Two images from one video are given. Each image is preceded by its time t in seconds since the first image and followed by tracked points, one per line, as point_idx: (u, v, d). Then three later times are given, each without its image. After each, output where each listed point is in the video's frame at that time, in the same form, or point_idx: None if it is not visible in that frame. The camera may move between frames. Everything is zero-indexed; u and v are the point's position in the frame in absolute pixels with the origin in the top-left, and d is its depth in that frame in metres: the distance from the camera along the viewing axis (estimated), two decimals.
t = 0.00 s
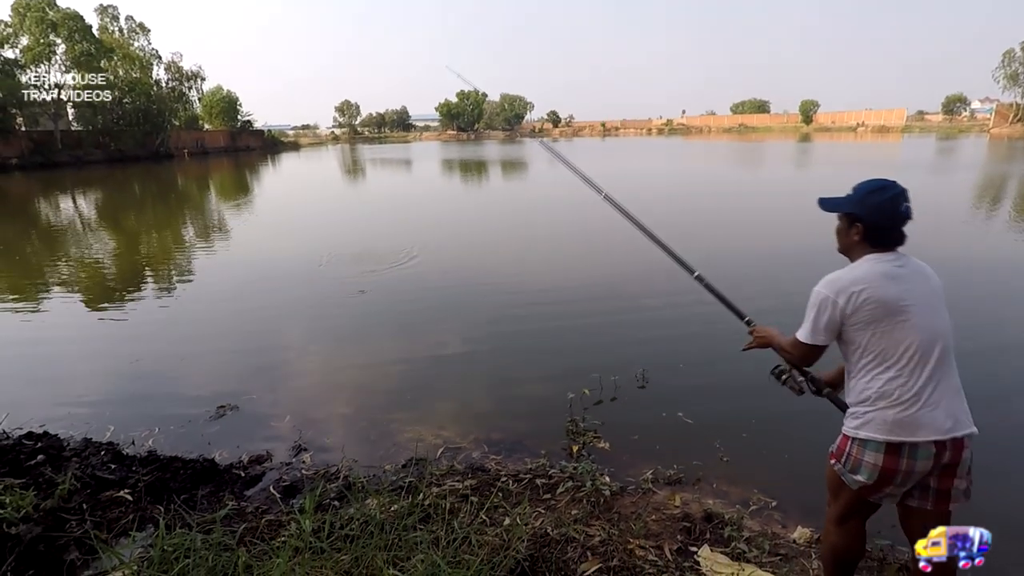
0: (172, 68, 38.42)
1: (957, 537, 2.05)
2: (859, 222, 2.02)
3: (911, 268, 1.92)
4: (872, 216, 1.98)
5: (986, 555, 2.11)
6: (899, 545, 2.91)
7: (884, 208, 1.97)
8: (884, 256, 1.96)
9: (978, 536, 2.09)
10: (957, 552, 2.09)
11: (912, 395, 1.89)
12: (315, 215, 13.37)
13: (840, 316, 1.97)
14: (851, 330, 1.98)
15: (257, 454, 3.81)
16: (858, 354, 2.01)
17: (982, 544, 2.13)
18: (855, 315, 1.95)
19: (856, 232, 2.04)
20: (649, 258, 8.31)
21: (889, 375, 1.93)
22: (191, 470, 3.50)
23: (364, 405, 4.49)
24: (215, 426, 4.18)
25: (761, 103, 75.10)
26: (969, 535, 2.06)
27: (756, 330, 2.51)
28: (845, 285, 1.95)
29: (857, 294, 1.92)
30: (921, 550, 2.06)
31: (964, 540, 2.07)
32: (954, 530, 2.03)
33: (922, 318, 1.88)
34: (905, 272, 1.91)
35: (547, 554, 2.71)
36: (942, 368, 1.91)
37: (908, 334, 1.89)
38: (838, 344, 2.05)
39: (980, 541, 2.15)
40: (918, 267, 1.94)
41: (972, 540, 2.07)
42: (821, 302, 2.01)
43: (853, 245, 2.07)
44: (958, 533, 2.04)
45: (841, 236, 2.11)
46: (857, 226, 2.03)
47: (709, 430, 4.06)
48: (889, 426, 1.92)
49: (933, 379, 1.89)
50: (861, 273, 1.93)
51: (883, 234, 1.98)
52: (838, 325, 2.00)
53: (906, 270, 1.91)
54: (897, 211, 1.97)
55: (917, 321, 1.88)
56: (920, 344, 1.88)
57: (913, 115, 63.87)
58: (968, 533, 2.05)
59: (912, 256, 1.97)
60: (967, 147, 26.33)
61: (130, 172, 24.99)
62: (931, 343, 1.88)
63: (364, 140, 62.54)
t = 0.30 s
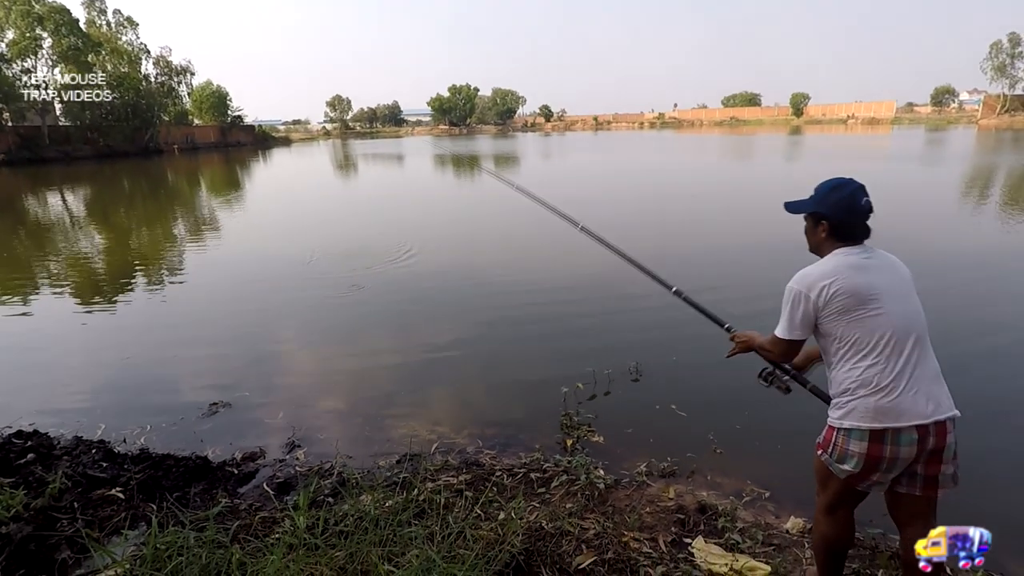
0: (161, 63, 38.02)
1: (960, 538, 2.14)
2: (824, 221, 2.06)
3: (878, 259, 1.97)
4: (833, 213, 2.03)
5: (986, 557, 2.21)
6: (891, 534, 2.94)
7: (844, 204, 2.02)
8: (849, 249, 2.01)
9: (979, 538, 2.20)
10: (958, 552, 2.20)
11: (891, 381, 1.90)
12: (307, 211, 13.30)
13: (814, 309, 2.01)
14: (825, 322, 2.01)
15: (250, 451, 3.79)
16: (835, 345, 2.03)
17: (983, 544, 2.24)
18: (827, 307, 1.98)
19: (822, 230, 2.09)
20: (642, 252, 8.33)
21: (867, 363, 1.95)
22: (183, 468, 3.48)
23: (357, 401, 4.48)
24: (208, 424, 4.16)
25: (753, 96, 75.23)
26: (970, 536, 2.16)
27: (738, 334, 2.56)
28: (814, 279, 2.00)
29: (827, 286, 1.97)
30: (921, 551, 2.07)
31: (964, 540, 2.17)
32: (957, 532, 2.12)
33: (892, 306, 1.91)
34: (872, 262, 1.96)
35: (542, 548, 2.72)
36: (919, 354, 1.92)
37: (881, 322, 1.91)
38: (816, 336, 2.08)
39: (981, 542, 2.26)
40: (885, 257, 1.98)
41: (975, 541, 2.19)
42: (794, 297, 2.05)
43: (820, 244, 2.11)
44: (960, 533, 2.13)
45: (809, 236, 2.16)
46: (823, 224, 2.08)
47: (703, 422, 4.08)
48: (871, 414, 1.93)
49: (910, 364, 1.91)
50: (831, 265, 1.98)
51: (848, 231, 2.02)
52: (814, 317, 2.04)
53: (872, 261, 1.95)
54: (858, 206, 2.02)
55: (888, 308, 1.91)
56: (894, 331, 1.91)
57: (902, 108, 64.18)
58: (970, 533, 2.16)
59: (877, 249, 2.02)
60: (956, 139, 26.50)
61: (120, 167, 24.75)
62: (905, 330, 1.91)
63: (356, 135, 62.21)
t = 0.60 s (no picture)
0: (154, 60, 37.79)
1: (958, 538, 2.20)
2: (804, 223, 2.08)
3: (861, 256, 1.99)
4: (812, 214, 2.05)
5: (985, 557, 2.27)
6: (886, 529, 2.96)
7: (822, 205, 2.05)
8: (831, 249, 2.03)
9: (977, 537, 2.27)
10: (958, 552, 2.26)
11: (882, 377, 1.91)
12: (303, 209, 13.25)
13: (801, 309, 2.03)
14: (813, 321, 2.03)
15: (246, 450, 3.78)
16: (825, 344, 2.05)
17: (982, 545, 2.32)
18: (814, 307, 2.00)
19: (803, 232, 2.11)
20: (638, 249, 8.32)
21: (857, 359, 1.96)
22: (179, 466, 3.47)
23: (353, 399, 4.47)
24: (203, 422, 4.15)
25: (748, 93, 75.31)
26: (969, 536, 2.23)
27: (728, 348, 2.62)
28: (800, 279, 2.01)
29: (813, 285, 1.98)
30: (921, 550, 2.08)
31: (964, 540, 2.24)
32: (955, 532, 2.18)
33: (879, 302, 1.93)
34: (855, 260, 1.97)
35: (538, 545, 2.72)
36: (909, 347, 1.94)
37: (868, 319, 1.93)
38: (804, 336, 2.09)
39: (980, 543, 2.33)
40: (868, 254, 2.00)
41: (973, 542, 2.26)
42: (780, 298, 2.06)
43: (804, 245, 2.13)
44: (960, 533, 2.19)
45: (792, 238, 2.18)
46: (803, 226, 2.10)
47: (699, 419, 4.09)
48: (866, 410, 1.94)
49: (901, 358, 1.92)
50: (814, 266, 2.00)
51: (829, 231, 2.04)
52: (801, 318, 2.05)
53: (855, 258, 1.97)
54: (836, 206, 2.04)
55: (874, 304, 1.92)
56: (882, 326, 1.92)
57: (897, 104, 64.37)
58: (969, 534, 2.22)
59: (859, 246, 2.03)
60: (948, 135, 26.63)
61: (113, 166, 24.61)
62: (893, 325, 1.92)
63: (351, 133, 62.03)
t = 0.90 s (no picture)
0: (150, 57, 37.64)
1: (957, 538, 2.20)
2: (801, 224, 2.09)
3: (860, 257, 2.00)
4: (810, 215, 2.06)
5: (985, 557, 2.26)
6: (882, 528, 2.97)
7: (819, 206, 2.05)
8: (829, 250, 2.05)
9: (978, 537, 2.26)
10: (958, 553, 2.25)
11: (883, 377, 1.92)
12: (299, 206, 13.23)
13: (801, 311, 2.04)
14: (812, 322, 2.04)
15: (242, 448, 3.78)
16: (825, 345, 2.05)
17: (982, 544, 2.30)
18: (813, 308, 2.01)
19: (800, 233, 2.11)
20: (635, 247, 8.33)
21: (858, 360, 1.97)
22: (175, 464, 3.46)
23: (350, 397, 4.46)
24: (199, 420, 4.14)
25: (745, 92, 75.33)
26: (969, 536, 2.22)
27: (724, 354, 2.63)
28: (799, 281, 2.03)
29: (812, 287, 2.00)
30: (921, 550, 2.09)
31: (964, 540, 2.23)
32: (954, 532, 2.18)
33: (878, 303, 1.94)
34: (854, 261, 1.99)
35: (535, 543, 2.73)
36: (910, 347, 1.94)
37: (868, 319, 1.94)
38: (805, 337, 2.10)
39: (981, 542, 2.32)
40: (866, 256, 2.01)
41: (974, 541, 2.25)
42: (779, 300, 2.07)
43: (802, 247, 2.13)
44: (960, 533, 2.19)
45: (790, 239, 2.19)
46: (801, 227, 2.10)
47: (695, 417, 4.09)
48: (867, 411, 1.94)
49: (902, 359, 1.93)
50: (812, 267, 2.01)
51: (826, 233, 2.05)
52: (800, 319, 2.07)
53: (853, 259, 1.98)
54: (833, 207, 2.04)
55: (874, 305, 1.93)
56: (882, 326, 1.93)
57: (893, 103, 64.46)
58: (969, 534, 2.21)
59: (857, 247, 2.04)
60: (943, 134, 26.75)
61: (109, 162, 24.53)
62: (893, 325, 1.93)
63: (349, 131, 61.90)
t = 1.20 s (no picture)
0: (145, 58, 37.46)
1: (957, 538, 2.22)
2: (823, 217, 2.05)
3: (882, 257, 1.96)
4: (833, 209, 2.02)
5: (985, 557, 2.28)
6: (878, 526, 2.97)
7: (842, 199, 2.02)
8: (850, 246, 2.01)
9: (978, 537, 2.28)
10: (958, 553, 2.27)
11: (896, 382, 1.92)
12: (295, 207, 13.19)
13: (818, 310, 2.01)
14: (828, 322, 2.01)
15: (239, 450, 3.77)
16: (838, 345, 2.04)
17: (982, 545, 2.32)
18: (830, 308, 1.98)
19: (821, 226, 2.08)
20: (632, 247, 8.34)
21: (872, 363, 1.96)
22: (171, 467, 3.45)
23: (347, 399, 4.45)
24: (195, 423, 4.12)
25: (740, 91, 75.55)
26: (969, 536, 2.25)
27: (733, 336, 2.61)
28: (818, 279, 1.99)
29: (830, 286, 1.96)
30: (921, 550, 2.10)
31: (964, 540, 2.25)
32: (954, 532, 2.20)
33: (896, 306, 1.92)
34: (876, 261, 1.95)
35: (533, 544, 2.73)
36: (924, 352, 1.94)
37: (886, 322, 1.92)
38: (819, 336, 2.07)
39: (981, 543, 2.33)
40: (888, 255, 1.97)
41: (973, 542, 2.28)
42: (796, 296, 2.04)
43: (822, 241, 2.10)
44: (960, 533, 2.21)
45: (810, 233, 2.15)
46: (823, 219, 2.07)
47: (692, 416, 4.10)
48: (878, 415, 1.94)
49: (915, 364, 1.92)
50: (832, 265, 1.98)
51: (848, 226, 2.01)
52: (816, 317, 2.04)
53: (876, 259, 1.95)
54: (857, 201, 2.00)
55: (893, 308, 1.91)
56: (899, 330, 1.91)
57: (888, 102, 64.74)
58: (968, 534, 2.23)
59: (879, 244, 2.00)
60: (938, 133, 26.86)
61: (103, 164, 24.42)
62: (909, 329, 1.92)
63: (344, 132, 61.77)
